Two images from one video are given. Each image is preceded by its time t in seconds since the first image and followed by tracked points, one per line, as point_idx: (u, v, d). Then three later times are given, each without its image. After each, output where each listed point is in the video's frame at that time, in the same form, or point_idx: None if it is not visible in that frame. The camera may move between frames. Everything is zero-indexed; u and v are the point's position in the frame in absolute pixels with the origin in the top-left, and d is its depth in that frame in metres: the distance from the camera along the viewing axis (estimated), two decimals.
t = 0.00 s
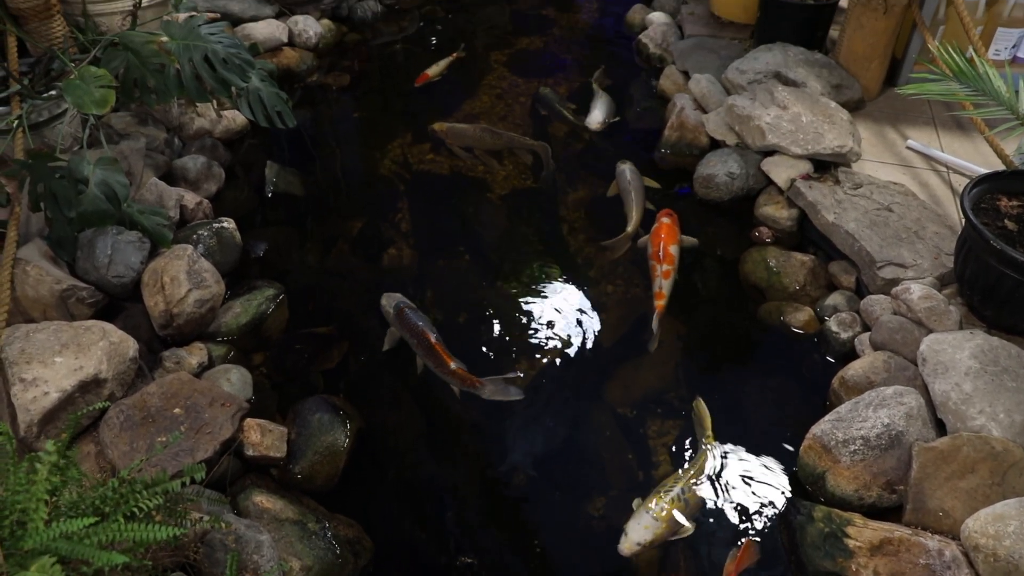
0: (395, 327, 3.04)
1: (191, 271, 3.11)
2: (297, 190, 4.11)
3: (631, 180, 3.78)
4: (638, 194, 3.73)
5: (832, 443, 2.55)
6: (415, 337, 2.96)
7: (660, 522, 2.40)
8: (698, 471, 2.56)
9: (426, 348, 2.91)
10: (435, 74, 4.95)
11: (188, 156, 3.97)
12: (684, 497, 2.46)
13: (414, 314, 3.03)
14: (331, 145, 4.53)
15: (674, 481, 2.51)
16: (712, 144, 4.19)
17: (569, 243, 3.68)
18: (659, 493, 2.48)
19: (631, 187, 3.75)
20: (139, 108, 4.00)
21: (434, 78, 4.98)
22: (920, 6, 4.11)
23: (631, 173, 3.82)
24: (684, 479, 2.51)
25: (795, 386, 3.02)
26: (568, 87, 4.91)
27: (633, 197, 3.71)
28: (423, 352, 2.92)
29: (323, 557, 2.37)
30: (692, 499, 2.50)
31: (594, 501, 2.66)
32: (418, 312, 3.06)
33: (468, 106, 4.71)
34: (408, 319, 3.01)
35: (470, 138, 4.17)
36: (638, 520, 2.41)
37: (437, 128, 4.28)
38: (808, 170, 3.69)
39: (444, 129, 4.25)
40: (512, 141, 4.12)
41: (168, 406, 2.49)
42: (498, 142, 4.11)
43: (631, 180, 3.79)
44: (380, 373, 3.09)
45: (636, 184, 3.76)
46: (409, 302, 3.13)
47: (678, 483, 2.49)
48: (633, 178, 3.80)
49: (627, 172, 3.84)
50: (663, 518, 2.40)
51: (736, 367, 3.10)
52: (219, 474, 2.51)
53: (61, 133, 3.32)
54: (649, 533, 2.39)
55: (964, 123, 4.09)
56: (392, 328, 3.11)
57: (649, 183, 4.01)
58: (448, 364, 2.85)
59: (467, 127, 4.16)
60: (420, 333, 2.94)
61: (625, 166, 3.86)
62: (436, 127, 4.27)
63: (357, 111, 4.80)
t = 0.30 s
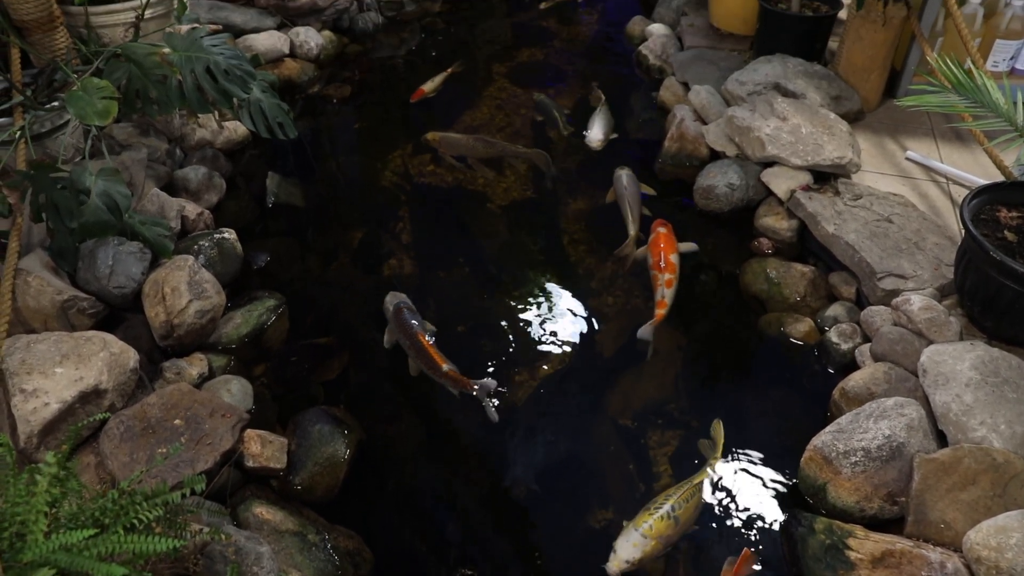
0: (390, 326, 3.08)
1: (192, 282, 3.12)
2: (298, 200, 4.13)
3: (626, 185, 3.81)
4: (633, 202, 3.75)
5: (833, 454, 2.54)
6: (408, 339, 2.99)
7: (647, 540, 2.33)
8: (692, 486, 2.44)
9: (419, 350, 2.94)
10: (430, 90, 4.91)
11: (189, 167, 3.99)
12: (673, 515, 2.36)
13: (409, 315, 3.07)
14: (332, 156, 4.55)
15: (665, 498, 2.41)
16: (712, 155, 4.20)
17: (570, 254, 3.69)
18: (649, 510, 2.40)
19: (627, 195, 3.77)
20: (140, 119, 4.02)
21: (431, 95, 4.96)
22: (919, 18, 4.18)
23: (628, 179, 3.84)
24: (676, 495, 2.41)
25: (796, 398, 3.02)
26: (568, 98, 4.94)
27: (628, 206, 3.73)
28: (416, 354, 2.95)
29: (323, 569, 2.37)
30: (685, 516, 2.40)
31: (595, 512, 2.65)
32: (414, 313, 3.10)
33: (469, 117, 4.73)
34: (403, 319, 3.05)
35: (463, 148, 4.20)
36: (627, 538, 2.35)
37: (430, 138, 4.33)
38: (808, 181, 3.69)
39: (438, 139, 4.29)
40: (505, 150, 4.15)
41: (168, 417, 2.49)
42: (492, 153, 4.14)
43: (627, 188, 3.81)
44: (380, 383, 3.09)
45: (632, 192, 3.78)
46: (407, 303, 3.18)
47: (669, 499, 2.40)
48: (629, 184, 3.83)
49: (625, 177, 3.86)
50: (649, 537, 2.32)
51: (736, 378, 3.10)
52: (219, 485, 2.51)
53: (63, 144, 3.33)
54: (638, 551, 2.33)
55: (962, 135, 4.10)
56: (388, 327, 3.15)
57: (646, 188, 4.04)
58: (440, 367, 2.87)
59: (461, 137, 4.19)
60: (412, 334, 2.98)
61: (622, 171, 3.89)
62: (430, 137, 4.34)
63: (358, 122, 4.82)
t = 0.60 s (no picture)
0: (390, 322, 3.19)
1: (192, 292, 3.12)
2: (298, 210, 4.14)
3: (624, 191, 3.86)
4: (628, 202, 3.83)
5: (834, 465, 2.54)
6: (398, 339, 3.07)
7: (640, 561, 2.30)
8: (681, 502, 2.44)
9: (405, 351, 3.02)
10: (426, 104, 4.90)
11: (190, 178, 4.00)
12: (664, 533, 2.35)
13: (408, 317, 3.15)
14: (333, 166, 4.56)
15: (654, 517, 2.40)
16: (713, 165, 4.22)
17: (570, 264, 3.70)
18: (639, 530, 2.38)
19: (622, 196, 3.83)
20: (142, 129, 4.04)
21: (426, 109, 4.95)
22: (917, 29, 4.15)
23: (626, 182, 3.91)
24: (665, 513, 2.40)
25: (797, 408, 3.02)
26: (568, 109, 4.97)
27: (623, 206, 3.79)
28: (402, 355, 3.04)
29: None
30: (675, 534, 2.39)
31: (595, 523, 2.64)
32: (415, 316, 3.17)
33: (470, 127, 4.75)
34: (401, 319, 3.14)
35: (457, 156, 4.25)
36: (618, 560, 2.31)
37: (423, 148, 4.39)
38: (807, 192, 3.70)
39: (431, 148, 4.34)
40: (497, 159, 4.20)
41: (168, 427, 2.49)
42: (482, 160, 4.21)
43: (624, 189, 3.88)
44: (380, 393, 3.08)
45: (628, 193, 3.86)
46: (416, 305, 3.25)
47: (659, 518, 2.39)
48: (627, 189, 3.88)
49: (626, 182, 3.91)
50: (641, 558, 2.29)
51: (737, 389, 3.10)
52: (219, 496, 2.50)
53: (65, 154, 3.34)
54: (631, 573, 2.28)
55: (961, 145, 4.12)
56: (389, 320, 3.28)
57: (643, 198, 4.08)
58: (421, 373, 2.94)
59: (453, 145, 4.25)
60: (403, 334, 3.06)
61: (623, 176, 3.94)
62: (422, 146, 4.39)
63: (359, 132, 4.84)
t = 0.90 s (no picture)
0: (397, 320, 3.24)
1: (193, 302, 3.12)
2: (299, 220, 4.15)
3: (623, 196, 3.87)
4: (623, 207, 3.84)
5: (834, 476, 2.53)
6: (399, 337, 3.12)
7: None
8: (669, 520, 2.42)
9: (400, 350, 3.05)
10: (420, 119, 4.84)
11: (191, 187, 4.02)
12: (656, 554, 2.33)
13: (413, 317, 3.19)
14: (333, 176, 4.58)
15: (644, 538, 2.37)
16: (712, 176, 4.23)
17: (570, 274, 3.70)
18: (631, 551, 2.34)
19: (620, 201, 3.85)
20: (143, 139, 4.05)
21: (420, 124, 4.90)
22: (915, 40, 4.18)
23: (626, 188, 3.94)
24: (655, 533, 2.37)
25: (798, 418, 3.01)
26: (568, 119, 4.99)
27: (618, 211, 3.82)
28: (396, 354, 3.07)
29: None
30: (666, 552, 2.38)
31: (595, 533, 2.63)
32: (420, 316, 3.21)
33: (470, 137, 4.78)
34: (407, 317, 3.19)
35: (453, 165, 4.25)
36: None
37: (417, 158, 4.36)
38: (807, 202, 3.71)
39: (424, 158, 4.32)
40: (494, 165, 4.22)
41: (168, 437, 2.49)
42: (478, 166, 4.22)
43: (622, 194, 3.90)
44: (380, 403, 3.08)
45: (626, 198, 3.87)
46: (425, 305, 3.29)
47: (651, 538, 2.36)
48: (626, 195, 3.89)
49: (626, 187, 3.93)
50: None
51: (737, 398, 3.10)
52: (219, 506, 2.50)
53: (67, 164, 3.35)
54: None
55: (960, 155, 4.13)
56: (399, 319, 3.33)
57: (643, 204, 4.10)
58: (406, 374, 2.95)
59: (446, 154, 4.25)
60: (405, 333, 3.10)
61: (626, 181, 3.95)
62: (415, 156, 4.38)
63: (359, 142, 4.87)
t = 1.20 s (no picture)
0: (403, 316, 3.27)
1: (193, 311, 3.12)
2: (300, 229, 4.15)
3: (624, 202, 3.95)
4: (622, 213, 3.88)
5: (835, 486, 2.52)
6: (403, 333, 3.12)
7: None
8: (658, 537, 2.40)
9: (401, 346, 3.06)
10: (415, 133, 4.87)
11: (192, 197, 4.03)
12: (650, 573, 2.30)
13: (418, 315, 3.21)
14: (334, 185, 4.59)
15: (636, 557, 2.34)
16: (712, 185, 4.25)
17: (570, 284, 3.71)
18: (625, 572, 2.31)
19: (619, 208, 3.90)
20: (144, 148, 4.07)
21: (415, 138, 4.89)
22: (914, 50, 4.21)
23: (627, 195, 3.99)
24: (647, 552, 2.34)
25: (798, 427, 3.01)
26: (568, 128, 5.01)
27: (616, 215, 3.87)
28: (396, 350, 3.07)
29: None
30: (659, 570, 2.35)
31: (596, 544, 2.62)
32: (425, 315, 3.23)
33: (470, 146, 4.80)
34: (412, 315, 3.21)
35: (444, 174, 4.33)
36: None
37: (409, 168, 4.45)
38: (806, 212, 3.72)
39: (417, 168, 4.41)
40: (487, 171, 4.32)
41: (167, 447, 2.49)
42: (471, 173, 4.32)
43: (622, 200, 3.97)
44: (380, 413, 3.08)
45: (625, 204, 3.93)
46: (429, 305, 3.32)
47: (643, 557, 2.33)
48: (627, 201, 3.96)
49: (627, 194, 4.00)
50: None
51: (738, 408, 3.10)
52: (218, 517, 2.49)
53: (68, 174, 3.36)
54: None
55: (959, 165, 4.14)
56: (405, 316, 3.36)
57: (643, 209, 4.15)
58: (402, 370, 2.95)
59: (441, 163, 4.34)
60: (408, 330, 3.12)
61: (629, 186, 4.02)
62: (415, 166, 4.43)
63: (360, 151, 4.88)
